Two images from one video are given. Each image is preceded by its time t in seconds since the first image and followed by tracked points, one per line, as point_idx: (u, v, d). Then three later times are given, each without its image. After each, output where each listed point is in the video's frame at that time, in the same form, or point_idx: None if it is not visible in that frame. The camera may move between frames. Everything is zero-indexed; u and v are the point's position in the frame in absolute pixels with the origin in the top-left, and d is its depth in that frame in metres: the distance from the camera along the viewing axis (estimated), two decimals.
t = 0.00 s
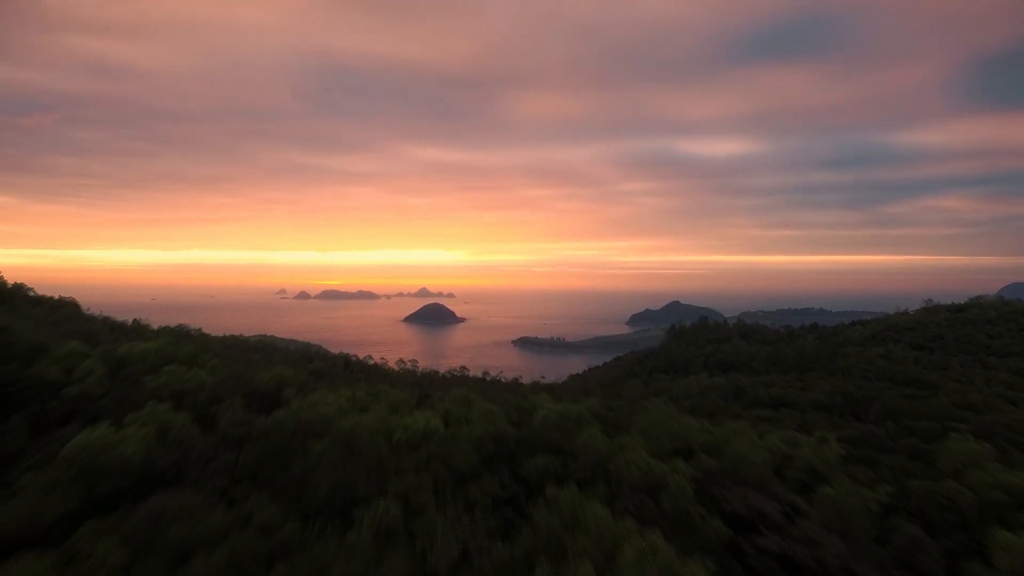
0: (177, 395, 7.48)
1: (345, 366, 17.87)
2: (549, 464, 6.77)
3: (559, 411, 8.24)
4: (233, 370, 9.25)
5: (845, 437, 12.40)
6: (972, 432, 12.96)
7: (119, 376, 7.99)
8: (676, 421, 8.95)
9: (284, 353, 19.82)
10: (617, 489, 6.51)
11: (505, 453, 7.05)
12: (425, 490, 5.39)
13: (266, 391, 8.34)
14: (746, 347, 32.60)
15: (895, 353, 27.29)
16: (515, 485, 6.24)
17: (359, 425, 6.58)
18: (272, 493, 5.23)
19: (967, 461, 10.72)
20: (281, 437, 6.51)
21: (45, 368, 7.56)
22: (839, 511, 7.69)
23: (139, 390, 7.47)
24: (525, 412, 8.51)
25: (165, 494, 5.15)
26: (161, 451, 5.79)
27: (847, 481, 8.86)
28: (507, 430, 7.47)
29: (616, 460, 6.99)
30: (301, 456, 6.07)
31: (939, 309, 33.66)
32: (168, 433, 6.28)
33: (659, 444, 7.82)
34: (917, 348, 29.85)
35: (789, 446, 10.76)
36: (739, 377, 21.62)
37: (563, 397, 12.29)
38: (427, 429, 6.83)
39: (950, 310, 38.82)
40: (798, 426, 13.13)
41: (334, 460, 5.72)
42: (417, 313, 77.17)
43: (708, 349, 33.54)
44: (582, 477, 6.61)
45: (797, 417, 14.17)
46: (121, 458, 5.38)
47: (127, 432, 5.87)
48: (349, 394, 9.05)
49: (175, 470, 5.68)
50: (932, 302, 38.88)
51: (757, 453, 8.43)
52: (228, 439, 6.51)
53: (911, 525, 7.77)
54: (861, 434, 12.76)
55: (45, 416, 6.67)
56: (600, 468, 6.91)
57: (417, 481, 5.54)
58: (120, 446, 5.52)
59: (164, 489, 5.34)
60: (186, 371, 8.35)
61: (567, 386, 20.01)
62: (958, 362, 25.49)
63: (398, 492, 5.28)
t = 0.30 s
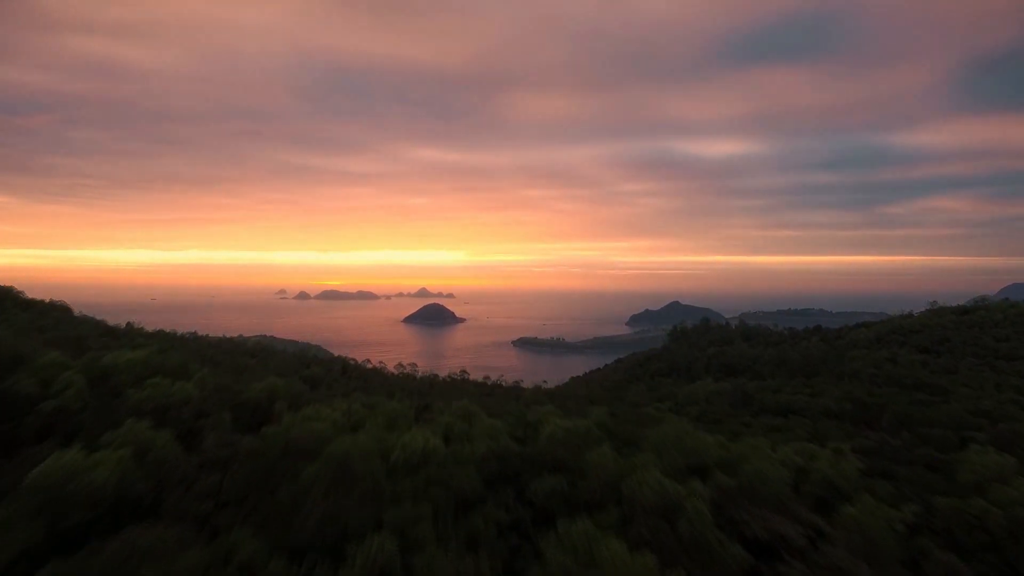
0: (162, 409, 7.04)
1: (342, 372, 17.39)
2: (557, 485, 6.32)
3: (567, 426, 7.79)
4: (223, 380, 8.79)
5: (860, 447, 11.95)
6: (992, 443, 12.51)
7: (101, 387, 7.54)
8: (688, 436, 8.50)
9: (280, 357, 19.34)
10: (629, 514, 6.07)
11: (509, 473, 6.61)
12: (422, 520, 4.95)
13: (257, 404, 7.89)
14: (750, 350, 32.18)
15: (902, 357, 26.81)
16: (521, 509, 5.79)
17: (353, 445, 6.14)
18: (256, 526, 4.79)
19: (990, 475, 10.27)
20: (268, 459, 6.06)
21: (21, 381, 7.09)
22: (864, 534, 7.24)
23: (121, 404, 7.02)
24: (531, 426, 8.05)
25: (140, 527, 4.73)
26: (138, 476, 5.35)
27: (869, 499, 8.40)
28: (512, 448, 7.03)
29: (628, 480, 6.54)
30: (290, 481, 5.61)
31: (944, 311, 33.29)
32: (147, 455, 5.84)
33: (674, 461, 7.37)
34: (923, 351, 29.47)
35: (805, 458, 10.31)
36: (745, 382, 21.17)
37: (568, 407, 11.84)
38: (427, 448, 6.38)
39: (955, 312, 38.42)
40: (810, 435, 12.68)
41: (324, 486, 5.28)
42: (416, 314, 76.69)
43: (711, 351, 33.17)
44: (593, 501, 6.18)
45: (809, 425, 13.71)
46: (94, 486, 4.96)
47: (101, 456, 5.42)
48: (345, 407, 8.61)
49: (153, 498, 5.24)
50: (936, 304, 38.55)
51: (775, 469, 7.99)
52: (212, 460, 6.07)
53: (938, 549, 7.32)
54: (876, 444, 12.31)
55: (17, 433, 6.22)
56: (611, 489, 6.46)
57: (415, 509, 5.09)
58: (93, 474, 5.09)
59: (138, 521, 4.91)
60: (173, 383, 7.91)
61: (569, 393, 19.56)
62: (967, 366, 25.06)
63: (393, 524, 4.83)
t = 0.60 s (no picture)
0: (143, 425, 6.59)
1: (339, 378, 16.88)
2: (566, 509, 5.86)
3: (575, 444, 7.33)
4: (211, 392, 8.33)
5: (877, 459, 11.49)
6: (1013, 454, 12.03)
7: (80, 401, 7.09)
8: (703, 452, 8.03)
9: (275, 361, 18.83)
10: (644, 542, 5.60)
11: (514, 497, 6.14)
12: (419, 556, 4.48)
13: (246, 420, 7.43)
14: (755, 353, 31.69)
15: (910, 361, 26.34)
16: (527, 538, 5.32)
17: (346, 468, 5.68)
18: (236, 564, 4.34)
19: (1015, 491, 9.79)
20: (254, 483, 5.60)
21: None
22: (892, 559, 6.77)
23: (98, 421, 6.57)
24: (536, 444, 7.60)
25: (108, 565, 4.28)
26: (107, 509, 4.90)
27: (894, 519, 7.94)
28: (516, 468, 6.57)
29: (642, 504, 6.08)
30: (276, 510, 5.16)
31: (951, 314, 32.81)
32: (122, 480, 5.39)
33: (689, 481, 6.90)
34: (931, 355, 28.98)
35: (821, 472, 9.85)
36: (752, 388, 20.68)
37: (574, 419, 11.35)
38: (426, 472, 5.91)
39: (962, 315, 37.91)
40: (824, 446, 12.23)
41: (312, 518, 4.82)
42: (416, 314, 76.18)
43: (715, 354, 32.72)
44: (605, 527, 5.72)
45: (822, 435, 13.24)
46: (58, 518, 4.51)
47: (70, 484, 4.97)
48: (341, 420, 8.16)
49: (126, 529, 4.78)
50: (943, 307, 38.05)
51: (796, 488, 7.52)
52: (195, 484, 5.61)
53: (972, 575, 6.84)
54: (893, 456, 11.83)
55: None
56: (624, 513, 6.00)
57: (411, 543, 4.63)
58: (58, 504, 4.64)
59: (107, 558, 4.46)
60: (155, 398, 7.44)
61: (572, 398, 19.12)
62: (977, 370, 24.56)
63: (387, 562, 4.37)
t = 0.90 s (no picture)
0: (120, 445, 6.11)
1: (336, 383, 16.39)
2: (579, 538, 5.36)
3: (584, 465, 6.85)
4: (198, 407, 7.85)
5: (895, 473, 11.00)
6: None
7: (55, 418, 6.62)
8: (719, 470, 7.56)
9: (271, 366, 18.42)
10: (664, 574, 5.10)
11: (520, 524, 5.65)
12: None
13: (234, 438, 6.95)
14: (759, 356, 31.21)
15: (918, 364, 25.84)
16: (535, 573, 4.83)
17: (336, 496, 5.20)
18: None
19: None
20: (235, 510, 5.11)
21: None
22: None
23: (72, 441, 6.10)
24: (543, 464, 7.11)
25: None
26: (71, 546, 4.42)
27: (924, 542, 7.43)
28: (522, 491, 6.08)
29: (659, 533, 5.59)
30: (259, 546, 4.67)
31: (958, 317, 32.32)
32: (91, 509, 4.91)
33: (707, 505, 6.42)
34: (939, 359, 28.48)
35: (841, 488, 9.36)
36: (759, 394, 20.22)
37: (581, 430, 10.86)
38: (424, 499, 5.43)
39: (968, 317, 37.43)
40: (840, 458, 11.75)
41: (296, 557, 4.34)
42: (416, 314, 75.74)
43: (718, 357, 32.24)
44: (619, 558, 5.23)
45: (836, 445, 12.75)
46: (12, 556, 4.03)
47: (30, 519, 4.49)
48: (335, 436, 7.67)
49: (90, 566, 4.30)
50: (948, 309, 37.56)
51: (820, 510, 7.03)
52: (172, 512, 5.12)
53: None
54: (913, 469, 11.34)
55: None
56: (639, 541, 5.50)
57: None
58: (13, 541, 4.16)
59: None
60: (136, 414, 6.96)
61: (576, 404, 18.65)
62: (987, 375, 24.06)
63: None
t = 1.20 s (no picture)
0: (94, 469, 5.65)
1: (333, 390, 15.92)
2: (591, 571, 4.90)
3: (594, 488, 6.38)
4: (183, 422, 7.39)
5: (915, 486, 10.54)
6: None
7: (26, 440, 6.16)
8: (736, 489, 7.10)
9: (268, 370, 17.97)
10: None
11: (526, 557, 5.18)
12: None
13: (219, 457, 6.49)
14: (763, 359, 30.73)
15: (925, 368, 25.39)
16: None
17: (326, 530, 4.73)
18: None
19: None
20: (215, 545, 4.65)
21: None
22: None
23: (42, 464, 5.63)
24: (550, 486, 6.64)
25: None
26: None
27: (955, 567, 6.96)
28: (529, 518, 5.62)
29: (679, 565, 5.12)
30: None
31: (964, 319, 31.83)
32: (55, 545, 4.45)
33: (728, 532, 5.95)
34: (945, 362, 28.02)
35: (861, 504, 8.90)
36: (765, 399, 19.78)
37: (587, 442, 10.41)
38: (421, 531, 4.97)
39: (973, 319, 36.93)
40: (856, 469, 11.28)
41: None
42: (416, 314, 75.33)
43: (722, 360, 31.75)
44: None
45: (850, 455, 12.30)
46: None
47: None
48: (329, 453, 7.20)
49: None
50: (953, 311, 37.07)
51: (845, 533, 6.57)
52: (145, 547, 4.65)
53: None
54: (933, 481, 10.87)
55: None
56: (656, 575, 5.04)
57: None
58: None
59: None
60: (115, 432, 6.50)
61: (579, 410, 18.18)
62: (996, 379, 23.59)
63: None
